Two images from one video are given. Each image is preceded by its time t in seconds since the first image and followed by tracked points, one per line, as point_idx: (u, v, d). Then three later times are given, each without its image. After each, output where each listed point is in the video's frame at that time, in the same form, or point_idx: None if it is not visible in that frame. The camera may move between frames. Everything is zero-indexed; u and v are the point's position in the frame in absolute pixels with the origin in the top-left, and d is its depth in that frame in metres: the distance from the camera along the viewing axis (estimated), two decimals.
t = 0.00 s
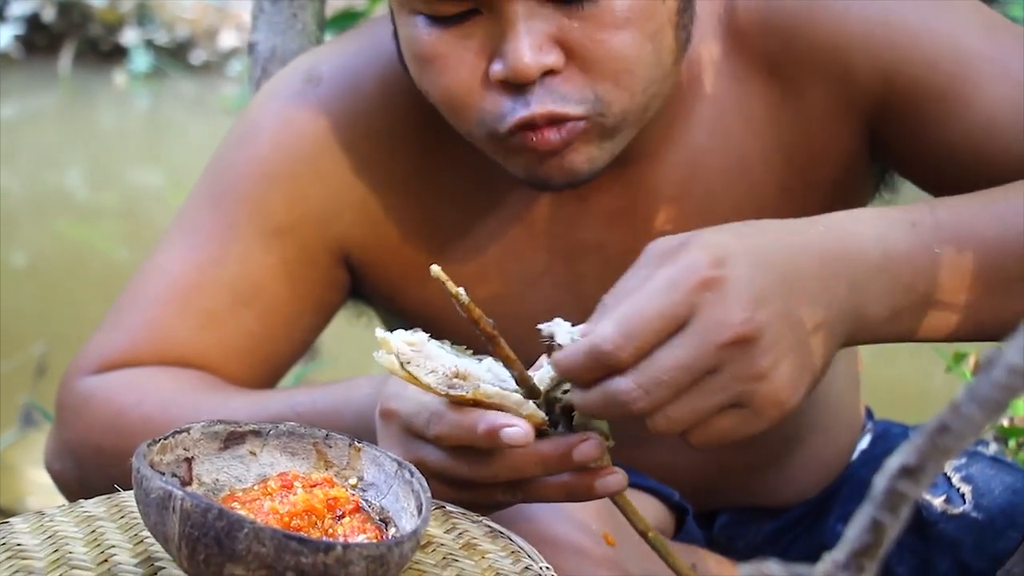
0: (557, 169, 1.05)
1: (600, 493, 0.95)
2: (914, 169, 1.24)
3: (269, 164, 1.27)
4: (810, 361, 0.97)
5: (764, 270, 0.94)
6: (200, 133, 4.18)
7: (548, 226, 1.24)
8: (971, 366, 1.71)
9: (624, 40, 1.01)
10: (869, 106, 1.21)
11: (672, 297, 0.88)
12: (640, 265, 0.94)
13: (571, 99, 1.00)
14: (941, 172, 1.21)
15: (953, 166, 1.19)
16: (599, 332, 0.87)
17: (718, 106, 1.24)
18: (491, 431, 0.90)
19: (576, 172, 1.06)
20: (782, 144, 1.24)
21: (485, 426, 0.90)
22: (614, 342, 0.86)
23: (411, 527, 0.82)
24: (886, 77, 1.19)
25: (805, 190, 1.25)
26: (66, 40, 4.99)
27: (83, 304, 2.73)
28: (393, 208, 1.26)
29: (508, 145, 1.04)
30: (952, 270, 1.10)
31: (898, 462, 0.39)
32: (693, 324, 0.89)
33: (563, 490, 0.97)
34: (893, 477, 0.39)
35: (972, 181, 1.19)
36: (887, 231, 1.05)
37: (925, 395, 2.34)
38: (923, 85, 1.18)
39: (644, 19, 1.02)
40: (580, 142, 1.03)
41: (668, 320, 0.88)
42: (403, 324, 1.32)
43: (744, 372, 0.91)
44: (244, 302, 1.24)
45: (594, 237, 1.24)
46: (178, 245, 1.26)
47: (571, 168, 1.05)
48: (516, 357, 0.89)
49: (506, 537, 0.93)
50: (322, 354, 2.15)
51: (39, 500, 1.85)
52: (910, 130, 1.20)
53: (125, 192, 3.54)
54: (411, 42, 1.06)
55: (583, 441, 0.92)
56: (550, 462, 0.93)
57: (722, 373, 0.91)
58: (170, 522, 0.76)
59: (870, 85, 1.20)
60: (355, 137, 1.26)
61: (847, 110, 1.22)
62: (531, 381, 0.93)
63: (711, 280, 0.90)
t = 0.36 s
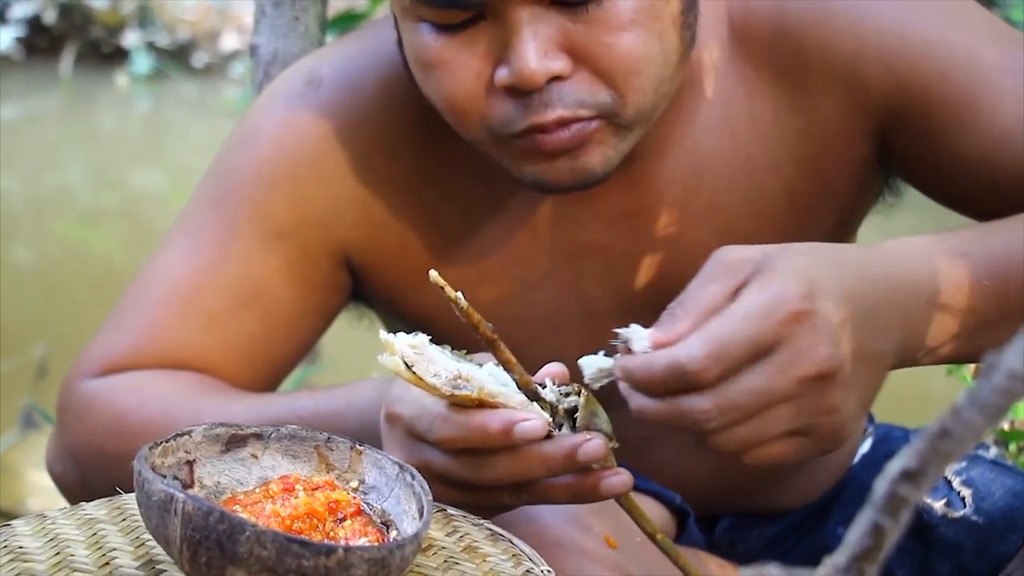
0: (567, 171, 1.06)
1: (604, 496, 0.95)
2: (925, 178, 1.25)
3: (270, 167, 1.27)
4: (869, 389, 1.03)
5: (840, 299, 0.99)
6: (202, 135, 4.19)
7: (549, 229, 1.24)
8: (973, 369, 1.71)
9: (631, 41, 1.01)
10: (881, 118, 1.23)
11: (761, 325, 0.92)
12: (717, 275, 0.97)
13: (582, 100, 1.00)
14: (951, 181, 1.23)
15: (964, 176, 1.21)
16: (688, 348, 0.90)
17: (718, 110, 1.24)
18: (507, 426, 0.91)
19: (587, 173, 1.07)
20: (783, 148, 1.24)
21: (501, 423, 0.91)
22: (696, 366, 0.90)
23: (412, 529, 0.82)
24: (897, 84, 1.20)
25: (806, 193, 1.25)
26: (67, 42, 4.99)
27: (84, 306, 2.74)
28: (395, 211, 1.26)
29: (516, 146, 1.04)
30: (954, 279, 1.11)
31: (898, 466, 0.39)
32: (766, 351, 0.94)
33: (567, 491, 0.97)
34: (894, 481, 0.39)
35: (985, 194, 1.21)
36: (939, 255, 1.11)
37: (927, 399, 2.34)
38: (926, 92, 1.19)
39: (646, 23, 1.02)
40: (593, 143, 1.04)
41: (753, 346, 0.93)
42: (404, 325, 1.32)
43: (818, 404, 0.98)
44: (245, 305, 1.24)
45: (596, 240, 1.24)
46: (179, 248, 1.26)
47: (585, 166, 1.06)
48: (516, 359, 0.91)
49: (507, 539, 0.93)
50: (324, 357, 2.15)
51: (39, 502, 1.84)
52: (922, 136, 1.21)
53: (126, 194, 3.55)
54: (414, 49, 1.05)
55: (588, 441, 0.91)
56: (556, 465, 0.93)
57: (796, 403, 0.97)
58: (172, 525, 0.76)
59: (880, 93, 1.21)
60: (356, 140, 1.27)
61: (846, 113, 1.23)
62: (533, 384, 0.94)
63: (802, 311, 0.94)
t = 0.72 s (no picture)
0: (594, 175, 1.07)
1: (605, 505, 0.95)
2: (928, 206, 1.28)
3: (271, 171, 1.27)
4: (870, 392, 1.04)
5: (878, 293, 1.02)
6: (203, 138, 4.19)
7: (550, 234, 1.25)
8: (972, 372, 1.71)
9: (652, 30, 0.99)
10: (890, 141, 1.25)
11: (801, 316, 0.97)
12: (766, 250, 1.01)
13: (608, 101, 1.01)
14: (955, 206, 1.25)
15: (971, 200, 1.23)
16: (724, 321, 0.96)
17: (719, 115, 1.24)
18: (503, 441, 0.90)
19: (615, 175, 1.08)
20: (784, 153, 1.24)
21: (497, 438, 0.90)
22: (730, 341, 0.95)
23: (413, 533, 0.82)
24: (904, 100, 1.22)
25: (807, 197, 1.25)
26: (68, 44, 4.99)
27: (85, 308, 2.74)
28: (397, 215, 1.26)
29: (545, 152, 1.05)
30: (952, 290, 1.13)
31: (899, 471, 0.39)
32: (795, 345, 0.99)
33: (568, 500, 0.97)
34: (895, 486, 0.39)
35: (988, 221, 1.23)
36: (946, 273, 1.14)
37: (927, 402, 2.35)
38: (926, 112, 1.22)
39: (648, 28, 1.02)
40: (617, 146, 1.05)
41: (787, 335, 0.97)
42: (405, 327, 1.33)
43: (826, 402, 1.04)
44: (247, 308, 1.24)
45: (597, 245, 1.24)
46: (181, 251, 1.27)
47: (613, 170, 1.07)
48: (515, 372, 0.92)
49: (507, 543, 0.93)
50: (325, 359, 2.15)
51: (40, 504, 1.84)
52: (930, 151, 1.23)
53: (127, 197, 3.55)
54: (431, 59, 1.05)
55: (587, 454, 0.91)
56: (558, 477, 0.93)
57: (805, 395, 1.03)
58: (173, 528, 0.76)
59: (887, 106, 1.23)
60: (357, 144, 1.27)
61: (844, 121, 1.24)
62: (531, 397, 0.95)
63: (843, 320, 0.99)
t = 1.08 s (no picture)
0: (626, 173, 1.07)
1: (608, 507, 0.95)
2: (914, 228, 1.28)
3: (273, 175, 1.27)
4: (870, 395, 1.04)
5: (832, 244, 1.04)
6: (204, 140, 4.20)
7: (552, 236, 1.25)
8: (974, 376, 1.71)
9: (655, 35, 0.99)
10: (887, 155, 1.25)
11: (757, 220, 0.99)
12: (752, 168, 1.04)
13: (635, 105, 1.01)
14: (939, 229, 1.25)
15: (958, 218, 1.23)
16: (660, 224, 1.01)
17: (721, 118, 1.24)
18: (506, 445, 0.90)
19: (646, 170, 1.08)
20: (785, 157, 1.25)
21: (500, 441, 0.90)
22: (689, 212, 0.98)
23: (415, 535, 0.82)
24: (903, 111, 1.23)
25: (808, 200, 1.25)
26: (69, 47, 4.99)
27: (86, 310, 2.74)
28: (399, 218, 1.26)
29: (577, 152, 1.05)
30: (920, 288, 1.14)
31: (901, 473, 0.39)
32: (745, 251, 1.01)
33: (571, 502, 0.96)
34: (896, 488, 0.38)
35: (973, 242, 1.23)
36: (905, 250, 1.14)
37: (929, 405, 2.35)
38: (923, 134, 1.23)
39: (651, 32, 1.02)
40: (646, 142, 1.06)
41: (740, 230, 0.99)
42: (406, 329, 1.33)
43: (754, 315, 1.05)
44: (248, 310, 1.24)
45: (598, 248, 1.24)
46: (182, 253, 1.27)
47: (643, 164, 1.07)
48: (520, 375, 0.94)
49: (509, 545, 0.93)
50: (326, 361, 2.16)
51: (41, 506, 1.84)
52: (924, 167, 1.23)
53: (128, 199, 3.55)
54: (448, 71, 1.05)
55: (592, 456, 0.91)
56: (562, 479, 0.93)
57: (737, 305, 1.04)
58: (175, 529, 0.76)
59: (885, 118, 1.24)
60: (359, 147, 1.27)
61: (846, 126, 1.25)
62: (534, 399, 0.96)
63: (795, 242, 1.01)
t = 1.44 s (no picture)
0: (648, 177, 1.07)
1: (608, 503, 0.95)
2: (906, 238, 1.28)
3: (273, 175, 1.27)
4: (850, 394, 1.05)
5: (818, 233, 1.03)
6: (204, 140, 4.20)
7: (552, 235, 1.25)
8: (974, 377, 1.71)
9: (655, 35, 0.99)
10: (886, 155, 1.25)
11: (748, 201, 0.98)
12: (757, 160, 1.04)
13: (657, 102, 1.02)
14: (929, 241, 1.25)
15: (949, 229, 1.22)
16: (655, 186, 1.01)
17: (721, 117, 1.24)
18: (506, 444, 0.90)
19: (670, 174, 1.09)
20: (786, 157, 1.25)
21: (501, 440, 0.90)
22: (686, 178, 0.98)
23: (414, 535, 0.82)
24: (901, 112, 1.23)
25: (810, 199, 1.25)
26: (69, 47, 5.00)
27: (86, 311, 2.74)
28: (400, 217, 1.26)
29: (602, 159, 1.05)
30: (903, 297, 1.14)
31: (900, 473, 0.38)
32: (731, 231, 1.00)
33: (571, 498, 0.96)
34: (896, 488, 0.38)
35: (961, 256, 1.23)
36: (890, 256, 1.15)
37: (929, 405, 2.35)
38: (923, 135, 1.23)
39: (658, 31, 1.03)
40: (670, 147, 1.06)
41: (731, 205, 0.98)
42: (406, 329, 1.33)
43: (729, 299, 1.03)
44: (247, 310, 1.24)
45: (599, 247, 1.24)
46: (182, 253, 1.27)
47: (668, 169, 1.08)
48: (520, 373, 0.93)
49: (508, 545, 0.93)
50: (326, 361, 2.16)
51: (41, 506, 1.84)
52: (921, 169, 1.23)
53: (128, 200, 3.55)
54: (466, 82, 1.04)
55: (592, 452, 0.91)
56: (563, 476, 0.93)
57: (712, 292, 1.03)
58: (174, 529, 0.76)
59: (884, 118, 1.24)
60: (359, 146, 1.27)
61: (845, 126, 1.25)
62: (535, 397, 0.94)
63: (780, 233, 0.99)
